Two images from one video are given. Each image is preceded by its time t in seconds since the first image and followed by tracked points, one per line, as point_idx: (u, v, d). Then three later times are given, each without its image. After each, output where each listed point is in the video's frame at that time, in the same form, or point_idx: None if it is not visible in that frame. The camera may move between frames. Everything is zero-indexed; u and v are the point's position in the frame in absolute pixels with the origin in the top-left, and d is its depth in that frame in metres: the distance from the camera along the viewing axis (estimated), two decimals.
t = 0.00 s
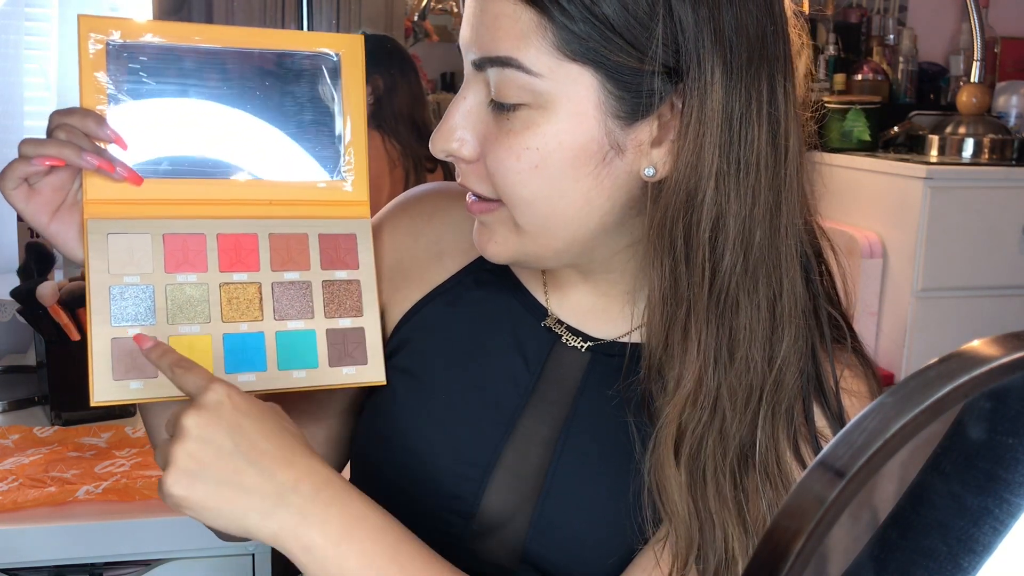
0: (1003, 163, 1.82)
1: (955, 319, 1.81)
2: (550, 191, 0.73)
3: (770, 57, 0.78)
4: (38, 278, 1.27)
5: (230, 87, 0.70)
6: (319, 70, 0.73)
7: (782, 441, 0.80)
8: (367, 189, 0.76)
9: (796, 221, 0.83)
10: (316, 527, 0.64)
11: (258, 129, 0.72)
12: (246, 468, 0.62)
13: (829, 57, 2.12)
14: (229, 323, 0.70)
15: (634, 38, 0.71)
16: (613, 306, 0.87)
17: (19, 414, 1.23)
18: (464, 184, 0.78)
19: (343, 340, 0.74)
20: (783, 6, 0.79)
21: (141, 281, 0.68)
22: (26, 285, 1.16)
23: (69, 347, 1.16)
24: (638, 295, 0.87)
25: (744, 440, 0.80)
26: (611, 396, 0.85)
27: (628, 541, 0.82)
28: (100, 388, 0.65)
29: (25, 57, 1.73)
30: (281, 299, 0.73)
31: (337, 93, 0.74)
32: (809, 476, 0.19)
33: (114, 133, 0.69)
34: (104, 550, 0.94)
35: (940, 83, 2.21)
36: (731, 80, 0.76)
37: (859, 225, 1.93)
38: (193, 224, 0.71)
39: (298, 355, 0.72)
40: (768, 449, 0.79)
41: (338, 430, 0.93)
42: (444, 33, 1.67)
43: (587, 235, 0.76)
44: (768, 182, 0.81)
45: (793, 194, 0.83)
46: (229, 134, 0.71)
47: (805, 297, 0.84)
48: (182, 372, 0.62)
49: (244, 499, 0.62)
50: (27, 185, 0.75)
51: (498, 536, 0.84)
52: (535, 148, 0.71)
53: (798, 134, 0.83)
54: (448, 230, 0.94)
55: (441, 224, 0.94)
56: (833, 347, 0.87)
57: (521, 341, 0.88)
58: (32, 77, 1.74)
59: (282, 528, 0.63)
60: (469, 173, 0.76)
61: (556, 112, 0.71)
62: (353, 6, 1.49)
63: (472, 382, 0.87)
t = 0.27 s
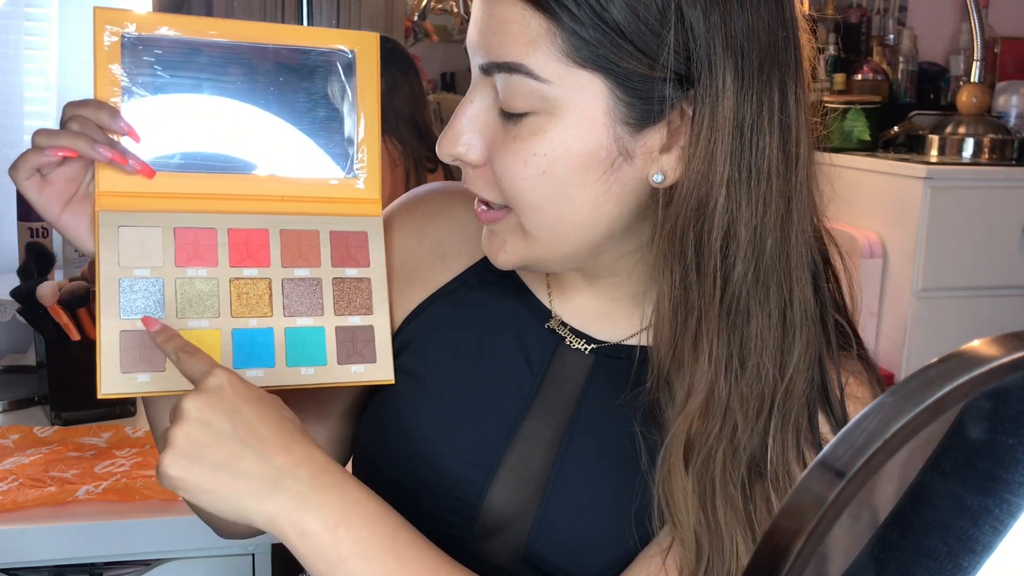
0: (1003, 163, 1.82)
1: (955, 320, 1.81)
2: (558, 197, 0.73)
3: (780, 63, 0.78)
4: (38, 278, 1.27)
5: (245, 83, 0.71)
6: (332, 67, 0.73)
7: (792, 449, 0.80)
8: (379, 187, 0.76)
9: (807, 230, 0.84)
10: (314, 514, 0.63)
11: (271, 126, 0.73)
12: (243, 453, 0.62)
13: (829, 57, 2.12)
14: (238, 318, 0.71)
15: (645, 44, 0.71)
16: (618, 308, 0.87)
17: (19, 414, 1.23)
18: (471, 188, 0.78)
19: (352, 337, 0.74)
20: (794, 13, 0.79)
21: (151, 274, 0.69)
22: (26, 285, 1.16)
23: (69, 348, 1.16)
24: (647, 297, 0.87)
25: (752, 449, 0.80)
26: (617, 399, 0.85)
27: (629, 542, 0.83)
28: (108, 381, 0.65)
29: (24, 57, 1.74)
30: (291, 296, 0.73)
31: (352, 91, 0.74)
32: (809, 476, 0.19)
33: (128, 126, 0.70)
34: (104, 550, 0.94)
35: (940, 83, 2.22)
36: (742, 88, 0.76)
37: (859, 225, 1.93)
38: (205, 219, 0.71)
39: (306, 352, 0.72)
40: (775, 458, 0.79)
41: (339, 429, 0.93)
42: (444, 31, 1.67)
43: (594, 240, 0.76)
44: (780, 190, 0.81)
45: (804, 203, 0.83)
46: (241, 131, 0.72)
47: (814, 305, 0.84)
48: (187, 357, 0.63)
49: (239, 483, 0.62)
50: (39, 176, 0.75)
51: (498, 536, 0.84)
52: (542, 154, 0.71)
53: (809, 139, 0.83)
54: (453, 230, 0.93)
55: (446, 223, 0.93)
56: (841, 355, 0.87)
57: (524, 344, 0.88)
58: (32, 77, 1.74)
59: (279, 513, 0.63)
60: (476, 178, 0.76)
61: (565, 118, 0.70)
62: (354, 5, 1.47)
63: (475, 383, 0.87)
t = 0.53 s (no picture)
0: (1003, 163, 1.82)
1: (954, 319, 1.81)
2: (562, 205, 0.73)
3: (782, 69, 0.78)
4: (38, 278, 1.27)
5: (249, 84, 0.71)
6: (336, 68, 0.73)
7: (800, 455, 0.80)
8: (383, 188, 0.76)
9: (811, 236, 0.84)
10: (316, 509, 0.63)
11: (275, 127, 0.73)
12: (244, 446, 0.62)
13: (829, 57, 2.12)
14: (242, 320, 0.71)
15: (646, 52, 0.71)
16: (621, 310, 0.87)
17: (19, 414, 1.23)
18: (474, 195, 0.78)
19: (356, 338, 0.74)
20: (796, 19, 0.79)
21: (155, 275, 0.69)
22: (26, 285, 1.15)
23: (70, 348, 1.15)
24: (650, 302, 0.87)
25: (759, 457, 0.79)
26: (619, 404, 0.85)
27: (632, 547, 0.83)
28: (111, 382, 0.65)
29: (24, 57, 1.74)
30: (295, 297, 0.73)
31: (356, 93, 0.74)
32: (809, 475, 0.19)
33: (132, 127, 0.70)
34: (104, 549, 0.94)
35: (940, 83, 2.22)
36: (745, 94, 0.76)
37: (859, 225, 1.93)
38: (209, 220, 0.71)
39: (311, 353, 0.72)
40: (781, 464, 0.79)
41: (339, 429, 0.93)
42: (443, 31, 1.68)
43: (598, 246, 0.77)
44: (784, 197, 0.81)
45: (808, 209, 0.83)
46: (246, 132, 0.72)
47: (819, 310, 0.84)
48: (189, 347, 0.64)
49: (240, 476, 0.62)
50: (43, 177, 0.75)
51: (499, 537, 0.85)
52: (546, 164, 0.71)
53: (811, 145, 0.83)
54: (455, 231, 0.93)
55: (449, 223, 0.93)
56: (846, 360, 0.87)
57: (527, 345, 0.88)
58: (32, 77, 1.74)
59: (280, 507, 0.63)
60: (479, 186, 0.76)
61: (567, 128, 0.70)
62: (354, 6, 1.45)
63: (477, 383, 0.87)
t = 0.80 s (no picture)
0: (1003, 163, 1.82)
1: (954, 319, 1.81)
2: (562, 209, 0.73)
3: (784, 72, 0.78)
4: (38, 277, 1.27)
5: (250, 85, 0.71)
6: (338, 69, 0.73)
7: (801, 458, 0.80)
8: (385, 189, 0.76)
9: (813, 240, 0.83)
10: (305, 505, 0.63)
11: (277, 128, 0.73)
12: (232, 442, 0.62)
13: (829, 57, 2.12)
14: (243, 321, 0.71)
15: (647, 56, 0.71)
16: (621, 312, 0.87)
17: (19, 414, 1.23)
18: (473, 197, 0.78)
19: (357, 339, 0.74)
20: (799, 22, 0.79)
21: (156, 275, 0.69)
22: (26, 284, 1.15)
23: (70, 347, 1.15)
24: (651, 305, 0.87)
25: (760, 460, 0.80)
26: (619, 406, 0.85)
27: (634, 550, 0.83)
28: (112, 382, 0.65)
29: (24, 57, 1.73)
30: (296, 298, 0.73)
31: (358, 94, 0.74)
32: (809, 475, 0.19)
33: (134, 127, 0.70)
34: (104, 549, 0.94)
35: (940, 83, 2.22)
36: (747, 98, 0.76)
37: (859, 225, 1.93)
38: (210, 220, 0.71)
39: (312, 354, 0.72)
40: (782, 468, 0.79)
41: (338, 429, 0.93)
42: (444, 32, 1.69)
43: (598, 248, 0.77)
44: (785, 200, 0.81)
45: (809, 211, 0.83)
46: (247, 133, 0.72)
47: (820, 313, 0.84)
48: (188, 344, 0.64)
49: (229, 472, 0.62)
50: (45, 177, 0.76)
51: (499, 537, 0.85)
52: (546, 167, 0.71)
53: (812, 148, 0.83)
54: (455, 232, 0.93)
55: (450, 223, 0.93)
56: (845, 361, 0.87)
57: (527, 346, 0.88)
58: (32, 77, 1.74)
59: (270, 503, 0.63)
60: (479, 188, 0.76)
61: (568, 132, 0.70)
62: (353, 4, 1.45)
63: (476, 383, 0.87)
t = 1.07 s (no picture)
0: (1003, 163, 1.82)
1: (954, 319, 1.81)
2: (557, 208, 0.73)
3: (780, 72, 0.78)
4: (38, 277, 1.27)
5: (249, 86, 0.71)
6: (336, 70, 0.73)
7: (798, 458, 0.80)
8: (383, 190, 0.76)
9: (810, 239, 0.84)
10: (305, 510, 0.63)
11: (275, 128, 0.73)
12: (231, 448, 0.62)
13: (829, 57, 2.12)
14: (241, 321, 0.71)
15: (643, 55, 0.71)
16: (619, 312, 0.87)
17: (19, 414, 1.23)
18: (468, 195, 0.78)
19: (355, 339, 0.74)
20: (795, 22, 0.79)
21: (155, 275, 0.69)
22: (25, 285, 1.15)
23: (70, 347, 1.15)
24: (648, 305, 0.87)
25: (757, 459, 0.80)
26: (617, 404, 0.85)
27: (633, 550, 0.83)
28: (110, 383, 0.65)
29: (24, 57, 1.73)
30: (294, 298, 0.73)
31: (356, 95, 0.74)
32: (809, 476, 0.19)
33: (132, 128, 0.70)
34: (104, 549, 0.94)
35: (940, 83, 2.22)
36: (742, 97, 0.76)
37: (859, 225, 1.93)
38: (208, 220, 0.71)
39: (310, 355, 0.72)
40: (780, 468, 0.79)
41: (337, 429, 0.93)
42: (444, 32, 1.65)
43: (595, 248, 0.77)
44: (781, 200, 0.81)
45: (806, 212, 0.83)
46: (245, 133, 0.72)
47: (817, 313, 0.84)
48: (185, 350, 0.64)
49: (227, 479, 0.62)
50: (43, 178, 0.75)
51: (499, 538, 0.85)
52: (542, 166, 0.71)
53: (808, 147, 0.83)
54: (454, 232, 0.93)
55: (448, 223, 0.93)
56: (843, 361, 0.87)
57: (525, 346, 0.88)
58: (32, 77, 1.74)
59: (268, 508, 0.63)
60: (474, 186, 0.76)
61: (563, 130, 0.71)
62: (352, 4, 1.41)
63: (474, 382, 0.87)
